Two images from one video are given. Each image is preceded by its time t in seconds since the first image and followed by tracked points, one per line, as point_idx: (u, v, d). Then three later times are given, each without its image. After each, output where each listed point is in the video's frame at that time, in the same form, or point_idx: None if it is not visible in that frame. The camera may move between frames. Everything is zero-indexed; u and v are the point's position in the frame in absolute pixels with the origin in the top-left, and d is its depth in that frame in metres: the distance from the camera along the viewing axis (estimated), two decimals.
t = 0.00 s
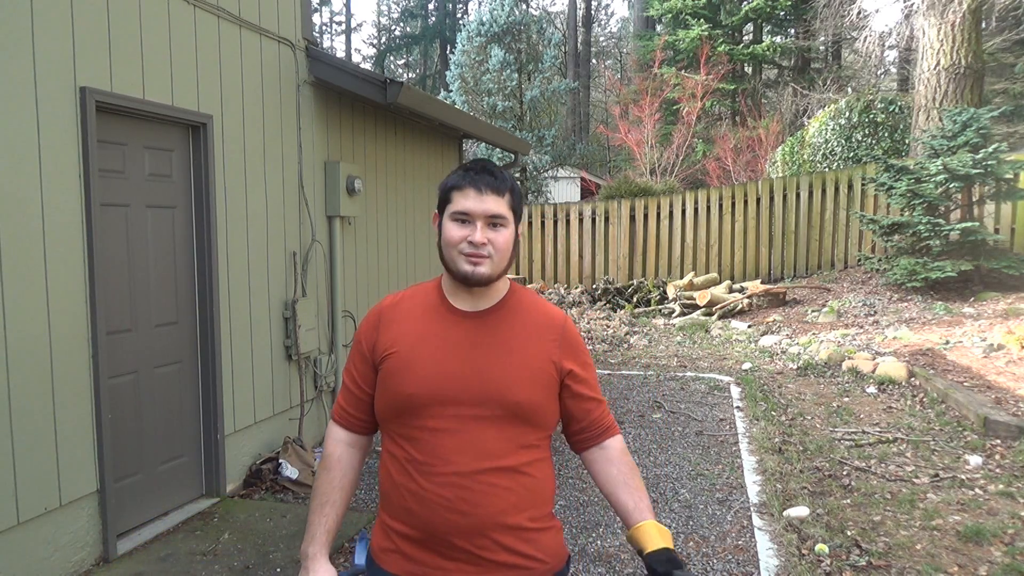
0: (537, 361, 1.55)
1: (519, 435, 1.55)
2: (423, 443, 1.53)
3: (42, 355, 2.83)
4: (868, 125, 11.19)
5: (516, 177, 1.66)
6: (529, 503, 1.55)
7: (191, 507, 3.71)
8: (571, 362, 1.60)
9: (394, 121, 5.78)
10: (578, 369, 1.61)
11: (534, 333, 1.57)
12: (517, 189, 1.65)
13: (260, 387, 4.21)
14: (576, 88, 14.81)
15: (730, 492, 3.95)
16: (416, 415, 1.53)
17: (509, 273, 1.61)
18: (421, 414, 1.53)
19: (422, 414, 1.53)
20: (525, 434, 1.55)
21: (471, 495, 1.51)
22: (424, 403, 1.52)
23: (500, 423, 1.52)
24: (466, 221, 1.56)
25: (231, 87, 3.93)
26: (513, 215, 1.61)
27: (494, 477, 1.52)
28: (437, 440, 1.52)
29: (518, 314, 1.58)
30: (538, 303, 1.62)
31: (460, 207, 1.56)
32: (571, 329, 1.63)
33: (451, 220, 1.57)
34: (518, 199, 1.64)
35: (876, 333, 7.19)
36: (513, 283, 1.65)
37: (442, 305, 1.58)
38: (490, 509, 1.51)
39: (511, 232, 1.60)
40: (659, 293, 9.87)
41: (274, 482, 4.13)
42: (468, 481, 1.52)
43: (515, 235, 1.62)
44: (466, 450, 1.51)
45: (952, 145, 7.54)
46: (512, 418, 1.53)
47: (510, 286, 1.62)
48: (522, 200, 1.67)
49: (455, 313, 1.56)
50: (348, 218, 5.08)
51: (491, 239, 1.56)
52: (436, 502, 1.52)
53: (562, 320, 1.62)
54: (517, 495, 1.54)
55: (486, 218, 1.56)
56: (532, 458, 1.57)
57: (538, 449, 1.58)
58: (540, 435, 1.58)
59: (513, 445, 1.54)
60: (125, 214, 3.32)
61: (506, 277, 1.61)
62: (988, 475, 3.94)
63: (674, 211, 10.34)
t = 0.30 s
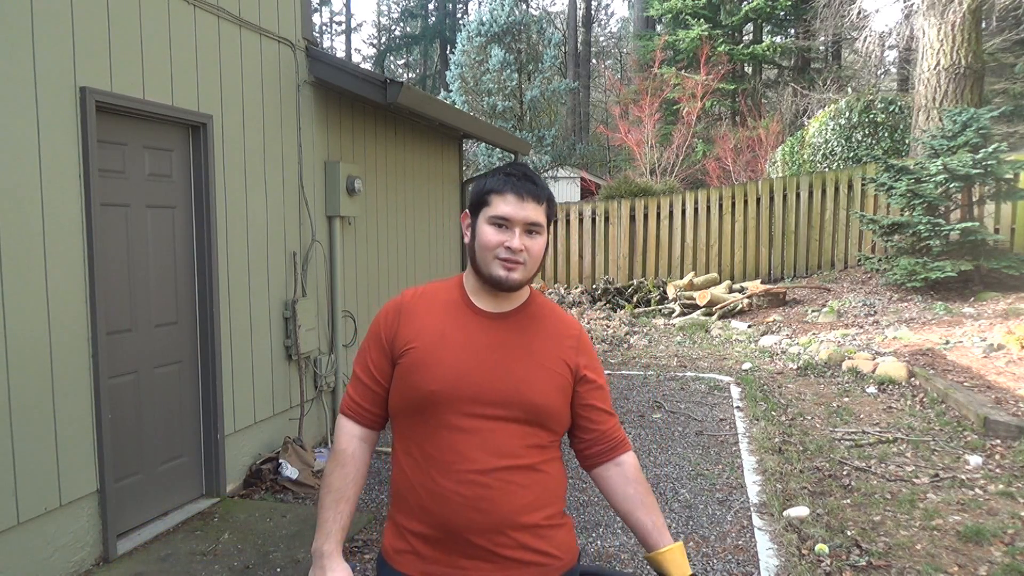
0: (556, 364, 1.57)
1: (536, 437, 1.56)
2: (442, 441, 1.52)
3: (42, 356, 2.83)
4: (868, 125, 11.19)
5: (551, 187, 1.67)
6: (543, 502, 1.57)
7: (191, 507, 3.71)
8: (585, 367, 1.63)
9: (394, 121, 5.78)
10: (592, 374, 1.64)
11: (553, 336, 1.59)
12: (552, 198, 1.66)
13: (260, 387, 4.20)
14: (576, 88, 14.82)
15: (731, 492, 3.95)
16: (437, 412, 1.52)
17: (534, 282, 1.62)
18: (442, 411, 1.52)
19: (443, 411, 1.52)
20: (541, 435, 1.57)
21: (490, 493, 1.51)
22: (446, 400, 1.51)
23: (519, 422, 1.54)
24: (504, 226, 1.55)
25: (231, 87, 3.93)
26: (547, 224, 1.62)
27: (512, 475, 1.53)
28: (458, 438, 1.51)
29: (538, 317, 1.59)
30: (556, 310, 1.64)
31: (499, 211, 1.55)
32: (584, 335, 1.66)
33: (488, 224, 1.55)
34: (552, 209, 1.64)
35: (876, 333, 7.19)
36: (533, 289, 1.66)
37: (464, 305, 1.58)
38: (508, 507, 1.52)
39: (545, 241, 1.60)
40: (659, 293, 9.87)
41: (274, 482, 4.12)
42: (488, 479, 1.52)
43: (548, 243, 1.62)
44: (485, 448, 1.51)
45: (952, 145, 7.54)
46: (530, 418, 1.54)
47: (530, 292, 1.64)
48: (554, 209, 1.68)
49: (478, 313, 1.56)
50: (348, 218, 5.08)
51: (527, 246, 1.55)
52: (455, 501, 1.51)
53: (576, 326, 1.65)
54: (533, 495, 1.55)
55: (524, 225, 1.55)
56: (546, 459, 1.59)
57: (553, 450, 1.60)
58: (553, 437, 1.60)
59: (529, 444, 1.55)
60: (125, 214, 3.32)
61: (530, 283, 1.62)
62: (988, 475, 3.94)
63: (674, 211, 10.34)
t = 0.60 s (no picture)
0: (573, 366, 1.57)
1: (552, 437, 1.57)
2: (459, 440, 1.52)
3: (42, 356, 2.83)
4: (868, 125, 11.19)
5: (567, 187, 1.67)
6: (557, 502, 1.58)
7: (191, 507, 3.72)
8: (601, 368, 1.63)
9: (394, 121, 5.78)
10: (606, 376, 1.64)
11: (571, 338, 1.59)
12: (568, 199, 1.66)
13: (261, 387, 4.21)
14: (576, 88, 14.82)
15: (731, 492, 3.95)
16: (455, 411, 1.52)
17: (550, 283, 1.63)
18: (459, 411, 1.51)
19: (461, 411, 1.51)
20: (556, 435, 1.57)
21: (506, 493, 1.52)
22: (463, 400, 1.50)
23: (535, 423, 1.54)
24: (521, 228, 1.55)
25: (231, 87, 3.93)
26: (564, 224, 1.62)
27: (527, 475, 1.54)
28: (475, 439, 1.51)
29: (556, 318, 1.59)
30: (574, 311, 1.64)
31: (515, 213, 1.56)
32: (600, 337, 1.66)
33: (506, 227, 1.56)
34: (569, 210, 1.65)
35: (876, 333, 7.19)
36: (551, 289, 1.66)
37: (483, 305, 1.57)
38: (523, 507, 1.52)
39: (562, 241, 1.60)
40: (659, 293, 9.87)
41: (274, 482, 4.12)
42: (505, 480, 1.52)
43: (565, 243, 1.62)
44: (502, 448, 1.52)
45: (952, 145, 7.54)
46: (546, 419, 1.55)
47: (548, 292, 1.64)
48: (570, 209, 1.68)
49: (496, 313, 1.56)
50: (349, 218, 5.08)
51: (545, 248, 1.56)
52: (471, 500, 1.51)
53: (592, 327, 1.65)
54: (548, 495, 1.56)
55: (541, 227, 1.56)
56: (562, 460, 1.59)
57: (568, 451, 1.61)
58: (569, 437, 1.60)
59: (546, 445, 1.55)
60: (125, 215, 3.32)
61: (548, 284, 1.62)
62: (988, 475, 3.94)
63: (674, 212, 10.34)
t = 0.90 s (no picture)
0: (582, 366, 1.56)
1: (561, 438, 1.56)
2: (465, 439, 1.52)
3: (42, 356, 2.83)
4: (868, 125, 11.18)
5: (572, 185, 1.66)
6: (566, 502, 1.57)
7: (191, 507, 3.71)
8: (611, 369, 1.62)
9: (394, 121, 5.78)
10: (617, 376, 1.63)
11: (580, 338, 1.58)
12: (574, 198, 1.65)
13: (260, 387, 4.21)
14: (576, 88, 14.83)
15: (731, 492, 3.95)
16: (462, 411, 1.52)
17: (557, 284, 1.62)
18: (467, 410, 1.52)
19: (468, 411, 1.52)
20: (565, 435, 1.56)
21: (513, 493, 1.52)
22: (470, 399, 1.51)
23: (543, 423, 1.54)
24: (525, 229, 1.55)
25: (231, 87, 3.93)
26: (570, 223, 1.61)
27: (534, 475, 1.53)
28: (482, 438, 1.51)
29: (566, 319, 1.59)
30: (583, 311, 1.63)
31: (519, 214, 1.55)
32: (613, 337, 1.65)
33: (510, 228, 1.56)
34: (574, 210, 1.64)
35: (876, 333, 7.19)
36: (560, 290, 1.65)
37: (491, 306, 1.57)
38: (530, 506, 1.52)
39: (568, 240, 1.59)
40: (659, 293, 9.87)
41: (274, 482, 4.12)
42: (511, 480, 1.52)
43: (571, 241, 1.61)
44: (509, 448, 1.51)
45: (952, 145, 7.54)
46: (554, 419, 1.54)
47: (558, 292, 1.63)
48: (576, 207, 1.67)
49: (504, 314, 1.56)
50: (349, 218, 5.08)
51: (549, 247, 1.55)
52: (477, 499, 1.51)
53: (604, 327, 1.64)
54: (557, 495, 1.55)
55: (544, 226, 1.55)
56: (571, 461, 1.58)
57: (577, 452, 1.60)
58: (579, 438, 1.60)
59: (555, 445, 1.55)
60: (125, 215, 3.32)
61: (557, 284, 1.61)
62: (988, 475, 3.94)
63: (674, 211, 10.34)
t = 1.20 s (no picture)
0: (584, 366, 1.54)
1: (563, 438, 1.54)
2: (466, 437, 1.54)
3: (42, 356, 2.83)
4: (868, 125, 11.18)
5: (562, 178, 1.63)
6: (568, 503, 1.55)
7: (191, 507, 3.72)
8: (618, 370, 1.57)
9: (394, 121, 5.78)
10: (624, 378, 1.58)
11: (584, 338, 1.56)
12: (565, 190, 1.62)
13: (260, 387, 4.21)
14: (576, 88, 14.83)
15: (731, 492, 3.95)
16: (463, 409, 1.54)
17: (558, 279, 1.60)
18: (467, 408, 1.53)
19: (469, 409, 1.53)
20: (568, 435, 1.54)
21: (511, 492, 1.51)
22: (469, 398, 1.52)
23: (544, 424, 1.52)
24: (513, 227, 1.55)
25: (231, 87, 3.93)
26: (561, 216, 1.59)
27: (535, 474, 1.52)
28: (483, 437, 1.52)
29: (571, 319, 1.57)
30: (590, 310, 1.61)
31: (508, 214, 1.56)
32: (622, 338, 1.61)
33: (501, 228, 1.56)
34: (566, 201, 1.61)
35: (876, 333, 7.19)
36: (564, 287, 1.64)
37: (495, 306, 1.58)
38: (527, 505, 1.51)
39: (560, 234, 1.58)
40: (659, 293, 9.87)
41: (274, 482, 4.12)
42: (511, 479, 1.52)
43: (565, 235, 1.60)
44: (508, 448, 1.51)
45: (952, 145, 7.54)
46: (555, 419, 1.52)
47: (564, 291, 1.61)
48: (571, 200, 1.65)
49: (507, 314, 1.56)
50: (349, 218, 5.08)
51: (539, 243, 1.54)
52: (475, 497, 1.52)
53: (612, 327, 1.61)
54: (557, 496, 1.53)
55: (532, 222, 1.54)
56: (575, 462, 1.56)
57: (580, 453, 1.58)
58: (583, 439, 1.57)
59: (556, 446, 1.53)
60: (125, 214, 3.32)
61: (557, 282, 1.60)
62: (988, 475, 3.94)
63: (674, 211, 10.34)
